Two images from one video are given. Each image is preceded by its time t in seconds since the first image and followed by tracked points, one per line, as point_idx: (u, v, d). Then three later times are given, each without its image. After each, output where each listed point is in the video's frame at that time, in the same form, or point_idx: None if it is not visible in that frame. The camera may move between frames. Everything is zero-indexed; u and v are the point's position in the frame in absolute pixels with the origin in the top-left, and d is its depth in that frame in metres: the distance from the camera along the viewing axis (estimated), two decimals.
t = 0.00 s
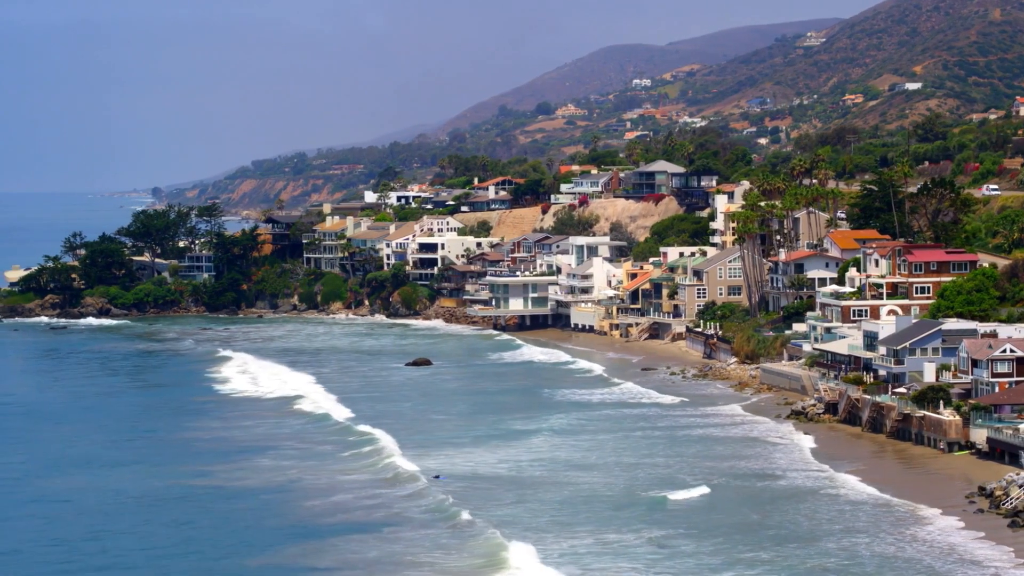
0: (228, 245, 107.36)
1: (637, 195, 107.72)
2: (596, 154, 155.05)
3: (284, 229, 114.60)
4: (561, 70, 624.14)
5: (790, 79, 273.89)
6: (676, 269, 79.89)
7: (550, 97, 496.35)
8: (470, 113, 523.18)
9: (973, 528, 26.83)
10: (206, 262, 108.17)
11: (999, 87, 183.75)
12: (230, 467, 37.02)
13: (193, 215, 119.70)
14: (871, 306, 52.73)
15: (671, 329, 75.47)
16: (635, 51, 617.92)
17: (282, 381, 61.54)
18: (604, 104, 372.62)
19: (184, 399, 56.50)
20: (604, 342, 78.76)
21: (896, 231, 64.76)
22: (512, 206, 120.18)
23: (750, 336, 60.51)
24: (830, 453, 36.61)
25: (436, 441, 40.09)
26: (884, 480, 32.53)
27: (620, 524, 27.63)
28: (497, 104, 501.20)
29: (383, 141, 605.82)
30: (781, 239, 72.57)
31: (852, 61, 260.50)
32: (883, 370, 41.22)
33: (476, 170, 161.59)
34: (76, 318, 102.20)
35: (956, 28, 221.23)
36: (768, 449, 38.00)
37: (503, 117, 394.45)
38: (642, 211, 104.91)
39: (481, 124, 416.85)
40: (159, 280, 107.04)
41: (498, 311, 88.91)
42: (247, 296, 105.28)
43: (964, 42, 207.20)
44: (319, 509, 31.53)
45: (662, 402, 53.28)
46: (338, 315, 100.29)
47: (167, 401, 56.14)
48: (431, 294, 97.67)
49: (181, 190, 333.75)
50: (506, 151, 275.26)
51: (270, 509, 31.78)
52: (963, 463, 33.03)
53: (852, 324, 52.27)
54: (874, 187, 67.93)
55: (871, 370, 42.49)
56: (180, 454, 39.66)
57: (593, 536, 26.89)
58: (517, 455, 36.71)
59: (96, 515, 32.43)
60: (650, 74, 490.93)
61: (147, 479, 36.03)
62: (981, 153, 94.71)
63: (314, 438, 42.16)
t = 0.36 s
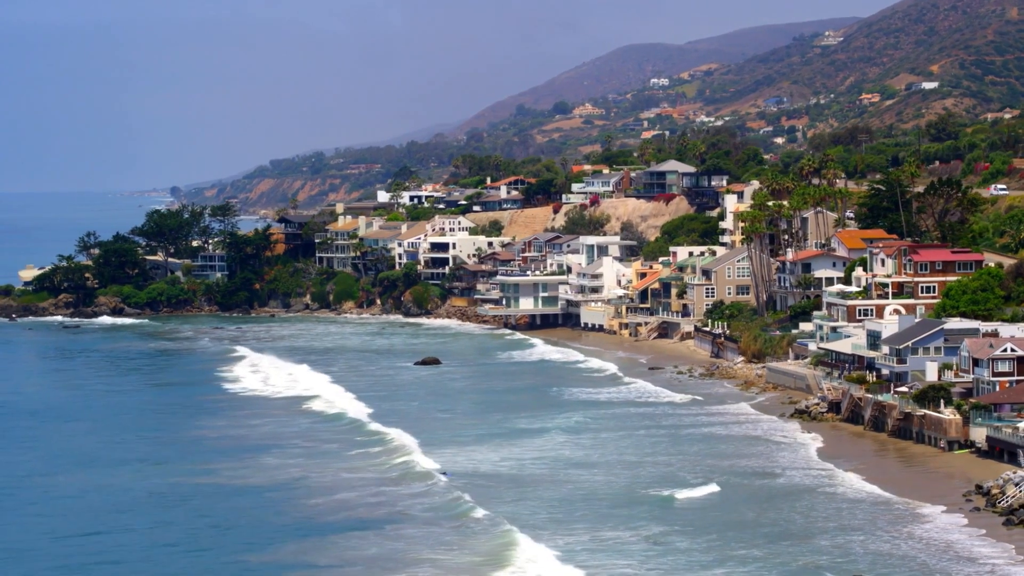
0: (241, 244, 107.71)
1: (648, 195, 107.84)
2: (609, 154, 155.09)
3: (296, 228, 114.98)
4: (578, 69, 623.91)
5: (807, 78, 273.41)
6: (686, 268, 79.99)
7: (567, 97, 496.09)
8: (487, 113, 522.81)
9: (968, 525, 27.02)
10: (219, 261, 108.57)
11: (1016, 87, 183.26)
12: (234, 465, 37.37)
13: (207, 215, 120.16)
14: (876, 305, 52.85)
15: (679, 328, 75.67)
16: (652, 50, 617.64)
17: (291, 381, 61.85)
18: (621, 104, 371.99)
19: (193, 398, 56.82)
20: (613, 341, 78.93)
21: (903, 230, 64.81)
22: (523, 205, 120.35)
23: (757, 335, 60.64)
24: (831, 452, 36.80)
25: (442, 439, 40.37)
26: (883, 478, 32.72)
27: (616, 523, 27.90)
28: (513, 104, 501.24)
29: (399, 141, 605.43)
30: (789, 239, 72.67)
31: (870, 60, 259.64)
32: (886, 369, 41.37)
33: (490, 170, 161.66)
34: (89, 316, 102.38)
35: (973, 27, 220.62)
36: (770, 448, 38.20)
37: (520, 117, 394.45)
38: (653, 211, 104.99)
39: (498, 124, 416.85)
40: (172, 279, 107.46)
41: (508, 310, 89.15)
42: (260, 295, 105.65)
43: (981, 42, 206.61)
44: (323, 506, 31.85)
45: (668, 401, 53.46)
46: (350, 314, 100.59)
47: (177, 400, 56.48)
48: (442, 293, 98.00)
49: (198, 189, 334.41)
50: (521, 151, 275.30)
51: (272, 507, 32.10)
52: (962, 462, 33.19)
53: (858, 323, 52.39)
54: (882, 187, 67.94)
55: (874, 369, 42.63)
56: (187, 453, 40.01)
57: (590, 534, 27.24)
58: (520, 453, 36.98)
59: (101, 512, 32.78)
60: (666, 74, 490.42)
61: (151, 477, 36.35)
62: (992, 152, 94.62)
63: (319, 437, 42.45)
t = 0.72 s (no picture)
0: (253, 244, 107.93)
1: (659, 195, 107.96)
2: (623, 154, 155.13)
3: (308, 229, 115.29)
4: (594, 70, 623.63)
5: (823, 78, 272.92)
6: (695, 269, 80.08)
7: (583, 96, 496.07)
8: (503, 113, 522.69)
9: (966, 525, 27.17)
10: (231, 261, 108.91)
11: None
12: (238, 464, 37.65)
13: (220, 215, 120.57)
14: (882, 306, 52.93)
15: (688, 328, 75.81)
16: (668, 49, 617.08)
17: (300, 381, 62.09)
18: (637, 104, 371.58)
19: (202, 398, 57.14)
20: (622, 341, 79.07)
21: (910, 231, 64.83)
22: (535, 206, 120.52)
23: (764, 335, 60.74)
24: (833, 451, 36.93)
25: (447, 439, 40.58)
26: (883, 478, 32.86)
27: (614, 523, 28.10)
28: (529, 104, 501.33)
29: (416, 141, 605.45)
30: (797, 239, 72.73)
31: (887, 60, 258.88)
32: (890, 369, 41.48)
33: (503, 170, 161.87)
34: (103, 316, 102.82)
35: (990, 27, 220.08)
36: (772, 448, 38.34)
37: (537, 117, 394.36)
38: (664, 211, 105.09)
39: (515, 123, 416.97)
40: (184, 279, 107.85)
41: (518, 310, 89.35)
42: (272, 295, 106.00)
43: (998, 42, 206.08)
44: (326, 505, 32.12)
45: (674, 401, 53.58)
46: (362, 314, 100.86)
47: (186, 400, 56.78)
48: (454, 293, 98.26)
49: (214, 190, 335.12)
50: (537, 151, 275.36)
51: (274, 506, 32.37)
52: (963, 462, 33.32)
53: (864, 323, 52.48)
54: (891, 187, 67.95)
55: (878, 369, 42.73)
56: (192, 453, 40.31)
57: (588, 533, 27.53)
58: (523, 453, 37.19)
59: (105, 512, 33.08)
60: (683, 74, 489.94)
61: (156, 477, 36.65)
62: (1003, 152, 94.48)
63: (325, 437, 42.75)
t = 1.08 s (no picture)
0: (268, 244, 108.00)
1: (671, 196, 108.12)
2: (638, 155, 155.19)
3: (322, 229, 115.63)
4: (612, 71, 623.38)
5: (841, 79, 272.35)
6: (705, 269, 80.20)
7: (601, 96, 496.00)
8: (521, 114, 522.75)
9: (964, 524, 27.33)
10: (245, 261, 109.28)
11: None
12: (243, 464, 37.98)
13: (234, 216, 121.01)
14: (890, 306, 52.98)
15: (698, 329, 75.95)
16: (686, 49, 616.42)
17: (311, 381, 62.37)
18: (656, 104, 371.22)
19: (213, 398, 57.49)
20: (633, 342, 79.20)
21: (919, 231, 64.88)
22: (548, 206, 120.71)
23: (773, 336, 60.83)
24: (836, 451, 37.07)
25: (453, 438, 40.85)
26: (885, 478, 33.00)
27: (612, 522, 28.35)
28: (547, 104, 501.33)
29: (435, 142, 605.76)
30: (807, 239, 72.80)
31: (906, 60, 258.07)
32: (894, 369, 41.60)
33: (519, 170, 162.00)
34: (118, 316, 103.26)
35: (1009, 27, 219.37)
36: (775, 448, 38.48)
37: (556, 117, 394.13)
38: (676, 211, 105.22)
39: (533, 123, 417.15)
40: (199, 280, 108.31)
41: (530, 310, 89.54)
42: (286, 295, 106.40)
43: (1016, 42, 205.46)
44: (330, 504, 32.41)
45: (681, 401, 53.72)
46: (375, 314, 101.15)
47: (196, 400, 57.12)
48: (466, 293, 98.49)
49: (232, 190, 335.81)
50: (554, 151, 275.43)
51: (278, 505, 32.68)
52: (964, 462, 33.44)
53: (871, 323, 52.56)
54: (900, 188, 67.97)
55: (883, 369, 42.82)
56: (199, 453, 40.65)
57: (587, 532, 27.79)
58: (528, 453, 37.43)
59: (111, 511, 33.45)
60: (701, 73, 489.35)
61: (162, 477, 37.00)
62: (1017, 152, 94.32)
63: (332, 437, 43.08)
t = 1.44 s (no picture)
0: (279, 245, 108.20)
1: (681, 196, 108.20)
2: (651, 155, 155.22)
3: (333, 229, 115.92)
4: (627, 71, 622.99)
5: (857, 79, 271.64)
6: (713, 270, 80.29)
7: (616, 96, 495.66)
8: (537, 114, 522.75)
9: (958, 523, 27.48)
10: (257, 261, 109.58)
11: None
12: (246, 464, 38.27)
13: (246, 216, 121.36)
14: (894, 306, 53.05)
15: (705, 329, 76.03)
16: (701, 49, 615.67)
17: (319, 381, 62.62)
18: (671, 104, 370.92)
19: (220, 398, 57.79)
20: (641, 341, 79.32)
21: (926, 232, 64.88)
22: (559, 206, 120.84)
23: (778, 336, 60.95)
24: (837, 451, 37.20)
25: (456, 438, 41.05)
26: (883, 477, 33.13)
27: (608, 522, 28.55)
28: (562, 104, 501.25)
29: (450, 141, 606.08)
30: (813, 240, 72.82)
31: (921, 60, 257.50)
32: (896, 369, 41.71)
33: (532, 170, 162.03)
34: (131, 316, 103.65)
35: None
36: (775, 448, 38.62)
37: (571, 117, 393.99)
38: (686, 211, 105.30)
39: (549, 123, 417.09)
40: (211, 280, 108.69)
41: (539, 310, 89.72)
42: (297, 295, 106.71)
43: None
44: (330, 503, 32.67)
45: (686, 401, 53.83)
46: (386, 314, 101.41)
47: (204, 400, 57.42)
48: (476, 293, 98.68)
49: (247, 190, 336.33)
50: (569, 151, 275.52)
51: (279, 504, 32.96)
52: (963, 462, 33.55)
53: (875, 324, 52.64)
54: (907, 188, 68.00)
55: (885, 369, 42.91)
56: (202, 452, 40.96)
57: (584, 531, 27.99)
58: (529, 453, 37.64)
59: (113, 510, 33.76)
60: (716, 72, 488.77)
61: (166, 476, 37.31)
62: None
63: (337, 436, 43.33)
